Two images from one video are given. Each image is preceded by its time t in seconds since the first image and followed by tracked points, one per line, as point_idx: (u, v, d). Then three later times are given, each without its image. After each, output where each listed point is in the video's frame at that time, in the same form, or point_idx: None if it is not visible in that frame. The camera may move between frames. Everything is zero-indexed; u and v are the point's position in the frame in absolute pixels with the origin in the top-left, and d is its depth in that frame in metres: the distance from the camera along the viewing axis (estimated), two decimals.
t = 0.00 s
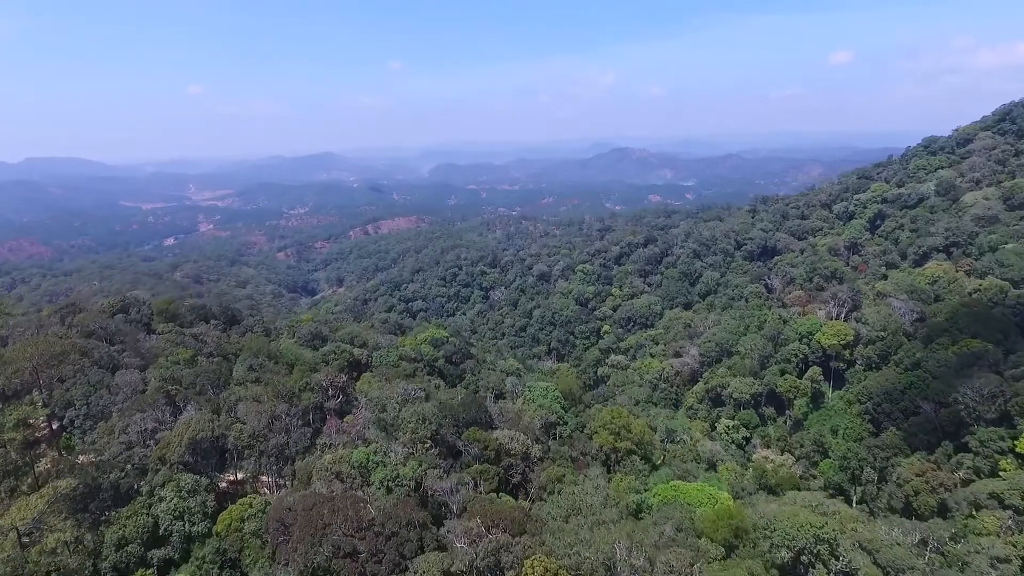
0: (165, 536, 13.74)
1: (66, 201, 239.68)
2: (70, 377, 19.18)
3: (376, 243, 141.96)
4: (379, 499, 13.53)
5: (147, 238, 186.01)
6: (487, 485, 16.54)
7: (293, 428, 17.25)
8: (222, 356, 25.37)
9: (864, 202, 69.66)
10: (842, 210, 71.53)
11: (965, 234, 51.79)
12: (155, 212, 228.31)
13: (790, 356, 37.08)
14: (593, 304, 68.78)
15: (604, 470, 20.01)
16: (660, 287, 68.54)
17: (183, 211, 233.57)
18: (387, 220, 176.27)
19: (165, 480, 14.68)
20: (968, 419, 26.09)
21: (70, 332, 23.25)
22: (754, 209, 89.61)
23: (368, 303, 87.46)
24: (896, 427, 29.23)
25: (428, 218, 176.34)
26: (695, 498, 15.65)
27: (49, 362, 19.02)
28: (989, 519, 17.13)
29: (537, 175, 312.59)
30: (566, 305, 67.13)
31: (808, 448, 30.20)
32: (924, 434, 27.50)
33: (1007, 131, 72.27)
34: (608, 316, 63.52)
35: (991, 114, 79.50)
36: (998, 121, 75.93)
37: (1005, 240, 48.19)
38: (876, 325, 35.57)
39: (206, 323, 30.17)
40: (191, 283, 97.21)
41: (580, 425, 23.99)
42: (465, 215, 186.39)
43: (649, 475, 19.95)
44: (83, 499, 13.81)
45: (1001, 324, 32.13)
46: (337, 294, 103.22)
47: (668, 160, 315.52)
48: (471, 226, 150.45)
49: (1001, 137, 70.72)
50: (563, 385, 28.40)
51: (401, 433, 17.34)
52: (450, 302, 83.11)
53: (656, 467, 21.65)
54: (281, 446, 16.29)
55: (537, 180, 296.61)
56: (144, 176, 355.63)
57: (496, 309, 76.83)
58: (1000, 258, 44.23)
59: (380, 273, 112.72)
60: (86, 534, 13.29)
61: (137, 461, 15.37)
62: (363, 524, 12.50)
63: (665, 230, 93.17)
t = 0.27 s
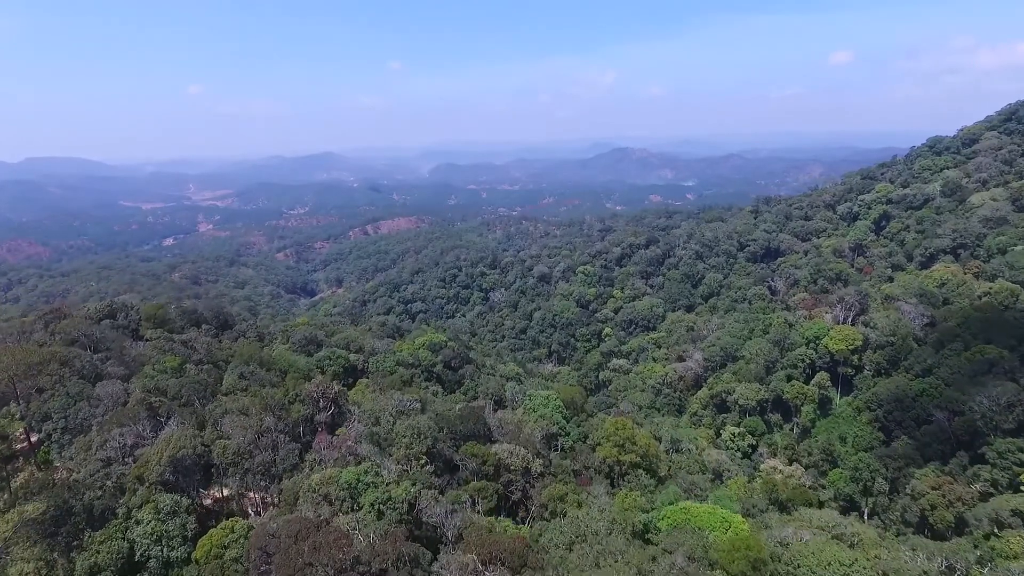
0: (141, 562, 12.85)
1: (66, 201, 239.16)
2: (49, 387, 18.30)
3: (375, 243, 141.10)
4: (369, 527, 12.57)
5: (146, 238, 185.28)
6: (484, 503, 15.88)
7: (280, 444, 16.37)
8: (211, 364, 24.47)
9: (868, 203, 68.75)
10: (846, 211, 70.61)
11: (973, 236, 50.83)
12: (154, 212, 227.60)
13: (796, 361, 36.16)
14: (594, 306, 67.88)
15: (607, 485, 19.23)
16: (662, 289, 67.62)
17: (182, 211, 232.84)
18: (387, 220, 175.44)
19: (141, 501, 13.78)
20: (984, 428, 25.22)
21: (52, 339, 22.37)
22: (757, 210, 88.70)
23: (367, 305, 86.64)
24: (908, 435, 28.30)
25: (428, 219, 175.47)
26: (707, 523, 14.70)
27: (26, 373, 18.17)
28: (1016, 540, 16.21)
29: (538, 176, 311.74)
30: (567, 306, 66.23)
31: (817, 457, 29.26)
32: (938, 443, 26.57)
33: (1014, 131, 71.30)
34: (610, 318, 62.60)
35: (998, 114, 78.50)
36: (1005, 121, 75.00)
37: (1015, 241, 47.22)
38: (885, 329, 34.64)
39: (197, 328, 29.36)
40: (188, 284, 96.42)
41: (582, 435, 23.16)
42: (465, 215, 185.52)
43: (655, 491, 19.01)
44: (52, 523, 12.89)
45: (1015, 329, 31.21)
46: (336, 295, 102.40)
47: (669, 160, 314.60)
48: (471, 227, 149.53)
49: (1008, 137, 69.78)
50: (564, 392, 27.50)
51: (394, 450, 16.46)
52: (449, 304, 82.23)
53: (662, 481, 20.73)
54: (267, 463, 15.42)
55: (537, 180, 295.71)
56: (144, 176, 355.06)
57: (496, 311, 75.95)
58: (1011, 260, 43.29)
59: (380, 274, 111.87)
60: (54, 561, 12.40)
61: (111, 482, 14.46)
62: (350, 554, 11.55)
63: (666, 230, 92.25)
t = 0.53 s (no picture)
0: None
1: (65, 200, 238.19)
2: (25, 399, 17.45)
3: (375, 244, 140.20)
4: (358, 562, 11.71)
5: (144, 238, 184.38)
6: (482, 523, 15.12)
7: (267, 462, 15.50)
8: (201, 373, 23.62)
9: (873, 204, 67.82)
10: (850, 212, 69.82)
11: (981, 238, 49.90)
12: (153, 212, 226.69)
13: (804, 366, 35.28)
14: (595, 308, 67.01)
15: (610, 500, 18.48)
16: (665, 291, 66.83)
17: (181, 211, 231.89)
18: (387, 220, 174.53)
19: (115, 524, 12.90)
20: (1001, 438, 24.37)
21: (33, 347, 21.47)
22: (759, 210, 87.79)
23: (366, 306, 85.87)
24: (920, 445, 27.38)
25: (428, 219, 174.63)
26: (719, 550, 13.95)
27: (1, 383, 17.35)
28: None
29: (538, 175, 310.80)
30: (568, 309, 65.30)
31: (827, 466, 28.36)
32: (951, 453, 25.66)
33: (1020, 131, 70.42)
34: (611, 320, 61.70)
35: (1003, 113, 77.58)
36: (1010, 120, 74.15)
37: None
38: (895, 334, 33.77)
39: (187, 334, 28.54)
40: (186, 284, 95.48)
41: (584, 446, 22.38)
42: (465, 216, 184.57)
43: (661, 507, 18.17)
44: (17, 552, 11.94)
45: None
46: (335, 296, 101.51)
47: (670, 159, 313.73)
48: (471, 227, 148.65)
49: (1013, 138, 68.96)
50: (566, 400, 26.69)
51: (387, 467, 15.66)
52: (448, 305, 81.33)
53: (668, 495, 19.90)
54: (253, 482, 14.56)
55: (537, 180, 294.70)
56: (144, 175, 354.08)
57: (496, 313, 75.07)
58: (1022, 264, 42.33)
59: (379, 275, 110.99)
60: None
61: (84, 503, 13.60)
62: None
63: (668, 231, 91.28)
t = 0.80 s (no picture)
0: None
1: (65, 200, 237.86)
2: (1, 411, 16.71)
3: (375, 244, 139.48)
4: None
5: (144, 238, 183.83)
6: (480, 545, 14.24)
7: (251, 482, 14.71)
8: (189, 382, 22.81)
9: (878, 205, 66.97)
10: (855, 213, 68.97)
11: (990, 240, 49.02)
12: (154, 212, 226.28)
13: (811, 372, 34.29)
14: (596, 310, 66.17)
15: (614, 518, 17.67)
16: (667, 293, 65.88)
17: (182, 211, 231.42)
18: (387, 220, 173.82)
19: (86, 550, 12.08)
20: (1021, 449, 23.47)
21: (15, 356, 20.71)
22: (762, 210, 86.93)
23: (365, 307, 85.13)
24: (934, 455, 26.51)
25: (429, 219, 173.91)
26: None
27: None
28: None
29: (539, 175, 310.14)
30: (569, 311, 64.50)
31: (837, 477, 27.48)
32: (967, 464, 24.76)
33: None
34: (613, 323, 60.87)
35: (1010, 113, 76.64)
36: (1017, 121, 73.22)
37: None
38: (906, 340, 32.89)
39: (177, 340, 27.74)
40: (184, 285, 94.84)
41: (587, 459, 21.67)
42: (466, 216, 183.80)
43: (669, 526, 17.30)
44: None
45: None
46: (334, 297, 100.71)
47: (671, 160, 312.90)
48: (472, 227, 147.88)
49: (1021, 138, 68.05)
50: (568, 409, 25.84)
51: (379, 487, 14.86)
52: (448, 307, 80.50)
53: (675, 512, 19.00)
54: (235, 504, 13.78)
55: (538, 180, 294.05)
56: (145, 175, 353.82)
57: (496, 315, 74.31)
58: None
59: (379, 276, 110.28)
60: None
61: (57, 524, 12.83)
62: None
63: (670, 232, 90.46)
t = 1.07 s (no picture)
0: None
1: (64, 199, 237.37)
2: None
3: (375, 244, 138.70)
4: None
5: (143, 238, 183.27)
6: (476, 571, 13.39)
7: (233, 504, 14.21)
8: (174, 390, 21.95)
9: (883, 206, 66.10)
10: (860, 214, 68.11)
11: (998, 242, 48.19)
12: (154, 211, 225.86)
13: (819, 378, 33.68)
14: (597, 312, 65.32)
15: (617, 538, 16.84)
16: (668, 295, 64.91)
17: (181, 210, 230.89)
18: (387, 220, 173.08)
19: None
20: None
21: None
22: (765, 210, 86.10)
23: (364, 308, 84.31)
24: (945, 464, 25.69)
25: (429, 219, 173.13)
26: None
27: None
28: None
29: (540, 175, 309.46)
30: (569, 313, 63.68)
31: (847, 486, 26.61)
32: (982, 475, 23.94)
33: None
34: (614, 326, 60.08)
35: (1016, 114, 75.72)
36: None
37: None
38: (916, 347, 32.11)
39: (164, 347, 26.94)
40: (182, 286, 94.29)
41: (588, 472, 20.88)
42: (466, 216, 182.97)
43: (675, 546, 16.44)
44: None
45: None
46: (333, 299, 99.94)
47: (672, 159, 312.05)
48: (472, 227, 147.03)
49: None
50: (569, 419, 25.00)
51: (372, 508, 14.16)
52: (448, 308, 79.59)
53: (681, 529, 18.12)
54: (216, 526, 13.39)
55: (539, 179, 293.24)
56: (146, 175, 353.62)
57: (496, 317, 73.48)
58: None
59: (378, 276, 109.52)
60: None
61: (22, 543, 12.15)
62: None
63: (672, 233, 89.57)
